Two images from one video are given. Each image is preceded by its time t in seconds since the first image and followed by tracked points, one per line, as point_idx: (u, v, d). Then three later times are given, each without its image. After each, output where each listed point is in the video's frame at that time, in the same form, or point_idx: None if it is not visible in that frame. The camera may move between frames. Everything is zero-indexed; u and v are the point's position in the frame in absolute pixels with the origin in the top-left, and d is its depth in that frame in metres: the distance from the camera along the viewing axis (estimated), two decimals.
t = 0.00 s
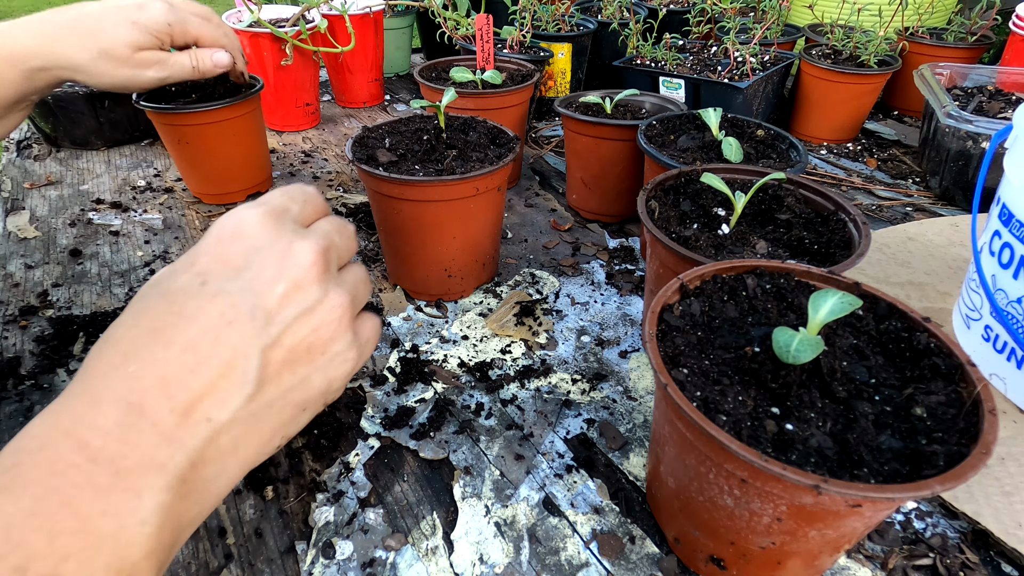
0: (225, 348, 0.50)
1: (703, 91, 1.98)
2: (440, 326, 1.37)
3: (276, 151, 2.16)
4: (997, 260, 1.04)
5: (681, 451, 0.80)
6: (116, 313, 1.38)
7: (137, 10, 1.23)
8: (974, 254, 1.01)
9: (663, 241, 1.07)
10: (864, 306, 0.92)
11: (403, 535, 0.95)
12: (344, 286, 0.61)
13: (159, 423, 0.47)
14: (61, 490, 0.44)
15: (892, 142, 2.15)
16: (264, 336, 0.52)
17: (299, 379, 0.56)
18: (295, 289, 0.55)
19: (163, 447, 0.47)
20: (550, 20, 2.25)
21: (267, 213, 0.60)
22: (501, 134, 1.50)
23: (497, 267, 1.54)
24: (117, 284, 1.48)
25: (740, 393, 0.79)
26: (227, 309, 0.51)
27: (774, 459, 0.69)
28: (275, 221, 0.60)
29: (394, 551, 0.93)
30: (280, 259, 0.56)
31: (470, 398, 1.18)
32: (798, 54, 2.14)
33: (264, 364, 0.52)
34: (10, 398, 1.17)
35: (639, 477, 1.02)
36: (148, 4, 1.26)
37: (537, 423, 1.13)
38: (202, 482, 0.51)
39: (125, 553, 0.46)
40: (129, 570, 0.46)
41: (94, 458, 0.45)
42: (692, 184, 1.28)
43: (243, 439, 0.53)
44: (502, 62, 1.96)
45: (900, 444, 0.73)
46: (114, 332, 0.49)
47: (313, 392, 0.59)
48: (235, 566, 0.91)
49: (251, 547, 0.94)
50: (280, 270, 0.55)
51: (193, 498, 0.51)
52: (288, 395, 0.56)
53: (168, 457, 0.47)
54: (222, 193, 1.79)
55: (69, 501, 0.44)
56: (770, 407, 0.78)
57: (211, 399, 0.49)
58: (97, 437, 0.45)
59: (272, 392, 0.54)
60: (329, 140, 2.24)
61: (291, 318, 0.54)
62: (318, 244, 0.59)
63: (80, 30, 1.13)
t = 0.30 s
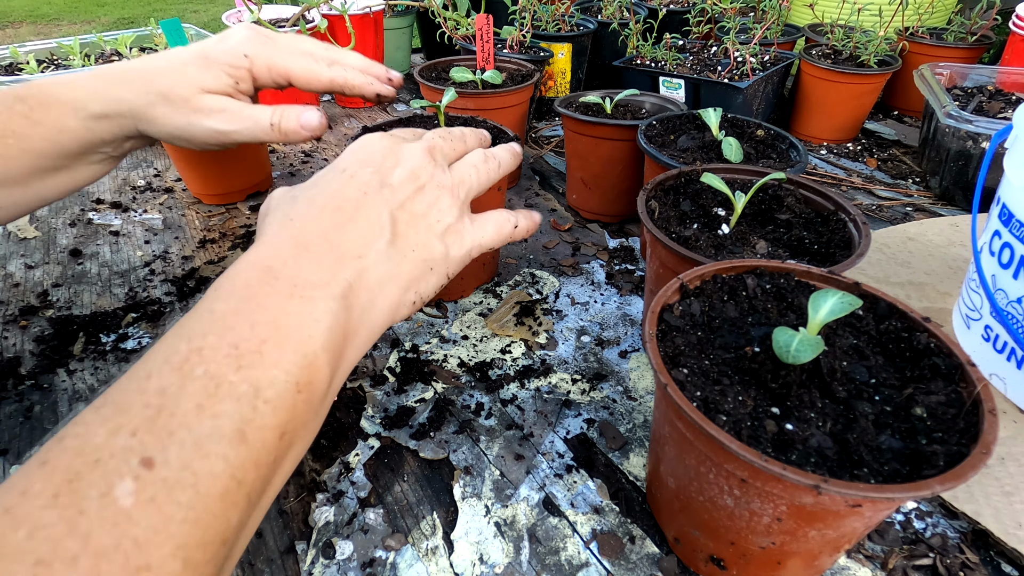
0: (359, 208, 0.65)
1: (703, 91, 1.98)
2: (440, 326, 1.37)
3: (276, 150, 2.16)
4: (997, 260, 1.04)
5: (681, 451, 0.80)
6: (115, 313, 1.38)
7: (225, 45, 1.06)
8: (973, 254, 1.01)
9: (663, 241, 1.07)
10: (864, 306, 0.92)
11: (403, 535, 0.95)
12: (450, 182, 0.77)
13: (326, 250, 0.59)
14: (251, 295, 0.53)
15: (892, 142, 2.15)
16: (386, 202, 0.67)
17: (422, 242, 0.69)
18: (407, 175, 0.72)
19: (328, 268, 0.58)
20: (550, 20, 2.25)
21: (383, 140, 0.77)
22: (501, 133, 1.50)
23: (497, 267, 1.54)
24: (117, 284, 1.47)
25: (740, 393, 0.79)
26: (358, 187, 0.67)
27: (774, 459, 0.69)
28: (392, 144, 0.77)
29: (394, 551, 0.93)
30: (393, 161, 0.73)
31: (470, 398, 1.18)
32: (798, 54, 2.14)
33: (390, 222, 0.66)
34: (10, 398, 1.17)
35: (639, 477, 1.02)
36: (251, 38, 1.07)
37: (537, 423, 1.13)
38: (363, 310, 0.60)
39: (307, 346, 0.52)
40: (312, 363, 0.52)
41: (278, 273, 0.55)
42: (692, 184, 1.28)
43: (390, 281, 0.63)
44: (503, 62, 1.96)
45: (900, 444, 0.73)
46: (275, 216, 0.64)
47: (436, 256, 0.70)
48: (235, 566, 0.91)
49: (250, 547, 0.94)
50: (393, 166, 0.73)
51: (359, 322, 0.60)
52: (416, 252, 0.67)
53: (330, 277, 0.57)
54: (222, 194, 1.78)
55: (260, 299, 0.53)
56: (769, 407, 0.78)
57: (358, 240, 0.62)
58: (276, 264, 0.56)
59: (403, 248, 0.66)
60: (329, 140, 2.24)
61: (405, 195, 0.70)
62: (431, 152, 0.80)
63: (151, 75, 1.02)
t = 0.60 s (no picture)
0: (342, 170, 0.72)
1: (703, 91, 1.98)
2: (440, 326, 1.37)
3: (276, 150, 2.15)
4: (997, 260, 1.04)
5: (681, 451, 0.80)
6: (116, 313, 1.38)
7: (269, 104, 1.01)
8: (973, 254, 1.01)
9: (663, 241, 1.07)
10: (864, 306, 0.92)
11: (403, 535, 0.95)
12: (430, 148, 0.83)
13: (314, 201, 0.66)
14: (247, 237, 0.59)
15: (893, 142, 2.15)
16: (369, 165, 0.74)
17: (404, 198, 0.75)
18: (389, 144, 0.79)
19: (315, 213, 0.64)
20: (550, 20, 2.25)
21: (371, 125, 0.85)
22: (501, 133, 1.50)
23: (497, 267, 1.54)
24: (117, 284, 1.47)
25: (740, 393, 0.79)
26: (342, 155, 0.74)
27: (774, 459, 0.69)
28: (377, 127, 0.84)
29: (394, 551, 0.93)
30: (376, 135, 0.81)
31: (470, 398, 1.18)
32: (798, 54, 2.14)
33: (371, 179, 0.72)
34: (9, 398, 1.17)
35: (639, 477, 1.02)
36: (298, 100, 1.02)
37: (537, 423, 1.13)
38: (352, 252, 0.66)
39: (296, 275, 0.57)
40: (302, 293, 0.57)
41: (270, 217, 0.62)
42: (692, 184, 1.28)
43: (374, 228, 0.70)
44: (503, 62, 1.96)
45: (900, 444, 0.73)
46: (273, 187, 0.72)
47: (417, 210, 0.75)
48: (236, 566, 0.91)
49: (251, 547, 0.94)
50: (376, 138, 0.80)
51: (347, 261, 0.65)
52: (398, 206, 0.74)
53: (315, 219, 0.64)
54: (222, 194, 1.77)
55: (252, 243, 0.58)
56: (769, 407, 0.78)
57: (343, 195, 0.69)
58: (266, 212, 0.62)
59: (384, 203, 0.72)
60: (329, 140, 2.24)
61: (387, 159, 0.77)
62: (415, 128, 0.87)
63: (195, 133, 0.97)
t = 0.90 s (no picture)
0: (376, 156, 0.69)
1: (703, 91, 1.98)
2: (440, 326, 1.37)
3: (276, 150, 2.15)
4: (997, 260, 1.04)
5: (681, 451, 0.80)
6: (116, 313, 1.38)
7: (270, 92, 1.00)
8: (973, 254, 1.01)
9: (663, 241, 1.07)
10: (864, 306, 0.92)
11: (403, 535, 0.95)
12: (458, 140, 0.81)
13: (350, 184, 0.64)
14: (284, 220, 0.56)
15: (892, 142, 2.15)
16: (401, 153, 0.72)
17: (438, 189, 0.73)
18: (419, 134, 0.77)
19: (352, 199, 0.62)
20: (550, 20, 2.25)
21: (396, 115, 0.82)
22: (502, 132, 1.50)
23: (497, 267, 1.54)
24: (117, 284, 1.47)
25: (740, 393, 0.79)
26: (374, 140, 0.71)
27: (774, 459, 0.69)
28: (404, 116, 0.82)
29: (394, 551, 0.93)
30: (406, 125, 0.78)
31: (470, 398, 1.18)
32: (798, 54, 2.14)
33: (406, 168, 0.70)
34: (10, 397, 1.17)
35: (639, 477, 1.02)
36: (299, 88, 1.02)
37: (537, 423, 1.13)
38: (387, 240, 0.63)
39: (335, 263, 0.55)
40: (340, 281, 0.54)
41: (307, 202, 0.59)
42: (692, 184, 1.28)
43: (409, 218, 0.67)
44: (502, 62, 1.96)
45: (900, 444, 0.73)
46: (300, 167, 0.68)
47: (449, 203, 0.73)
48: (235, 566, 0.91)
49: (251, 547, 0.94)
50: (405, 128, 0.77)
51: (383, 251, 0.62)
52: (432, 196, 0.71)
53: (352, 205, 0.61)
54: (222, 194, 1.77)
55: (288, 229, 0.55)
56: (769, 407, 0.78)
57: (380, 181, 0.66)
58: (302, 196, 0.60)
59: (418, 192, 0.70)
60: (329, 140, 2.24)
61: (417, 149, 0.74)
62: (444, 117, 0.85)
63: (197, 117, 0.97)
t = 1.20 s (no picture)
0: (400, 148, 0.78)
1: (703, 91, 1.98)
2: (440, 326, 1.37)
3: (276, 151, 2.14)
4: (997, 260, 1.04)
5: (681, 452, 0.80)
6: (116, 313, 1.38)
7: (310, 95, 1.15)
8: (973, 254, 1.01)
9: (663, 241, 1.07)
10: (864, 306, 0.92)
11: (403, 535, 0.95)
12: (471, 144, 0.91)
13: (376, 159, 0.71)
14: (319, 180, 0.63)
15: (892, 142, 2.15)
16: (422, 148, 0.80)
17: (452, 175, 0.80)
18: (438, 138, 0.87)
19: (378, 168, 0.69)
20: (550, 20, 2.25)
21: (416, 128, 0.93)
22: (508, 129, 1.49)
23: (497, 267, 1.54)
24: (117, 284, 1.47)
25: (740, 393, 0.79)
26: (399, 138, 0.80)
27: (774, 458, 0.69)
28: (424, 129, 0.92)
29: (394, 551, 0.93)
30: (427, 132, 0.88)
31: (470, 398, 1.18)
32: (798, 53, 2.14)
33: (426, 158, 0.79)
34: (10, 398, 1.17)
35: (639, 477, 1.02)
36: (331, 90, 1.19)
37: (537, 423, 1.13)
38: (411, 206, 0.69)
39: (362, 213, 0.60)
40: (367, 228, 0.59)
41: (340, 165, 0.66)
42: (692, 184, 1.28)
43: (429, 193, 0.74)
44: (503, 62, 1.96)
45: (900, 444, 0.73)
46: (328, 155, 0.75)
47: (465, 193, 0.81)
48: (236, 566, 0.91)
49: (251, 547, 0.94)
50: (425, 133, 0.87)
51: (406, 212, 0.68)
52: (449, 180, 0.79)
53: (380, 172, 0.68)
54: (221, 194, 1.77)
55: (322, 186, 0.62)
56: (769, 407, 0.78)
57: (404, 162, 0.74)
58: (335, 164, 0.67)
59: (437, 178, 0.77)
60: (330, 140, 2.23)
61: (435, 147, 0.83)
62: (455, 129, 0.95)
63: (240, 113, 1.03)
